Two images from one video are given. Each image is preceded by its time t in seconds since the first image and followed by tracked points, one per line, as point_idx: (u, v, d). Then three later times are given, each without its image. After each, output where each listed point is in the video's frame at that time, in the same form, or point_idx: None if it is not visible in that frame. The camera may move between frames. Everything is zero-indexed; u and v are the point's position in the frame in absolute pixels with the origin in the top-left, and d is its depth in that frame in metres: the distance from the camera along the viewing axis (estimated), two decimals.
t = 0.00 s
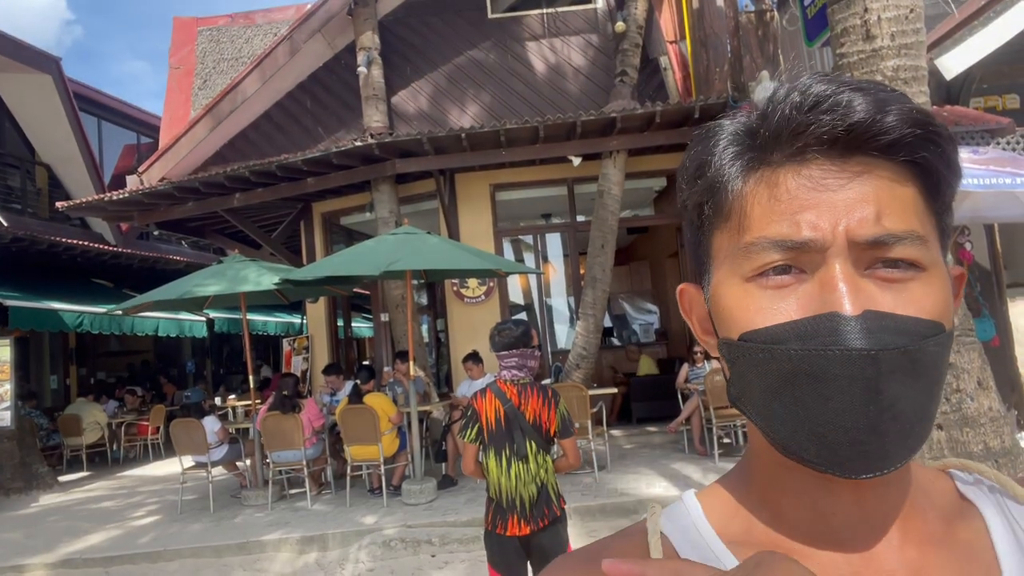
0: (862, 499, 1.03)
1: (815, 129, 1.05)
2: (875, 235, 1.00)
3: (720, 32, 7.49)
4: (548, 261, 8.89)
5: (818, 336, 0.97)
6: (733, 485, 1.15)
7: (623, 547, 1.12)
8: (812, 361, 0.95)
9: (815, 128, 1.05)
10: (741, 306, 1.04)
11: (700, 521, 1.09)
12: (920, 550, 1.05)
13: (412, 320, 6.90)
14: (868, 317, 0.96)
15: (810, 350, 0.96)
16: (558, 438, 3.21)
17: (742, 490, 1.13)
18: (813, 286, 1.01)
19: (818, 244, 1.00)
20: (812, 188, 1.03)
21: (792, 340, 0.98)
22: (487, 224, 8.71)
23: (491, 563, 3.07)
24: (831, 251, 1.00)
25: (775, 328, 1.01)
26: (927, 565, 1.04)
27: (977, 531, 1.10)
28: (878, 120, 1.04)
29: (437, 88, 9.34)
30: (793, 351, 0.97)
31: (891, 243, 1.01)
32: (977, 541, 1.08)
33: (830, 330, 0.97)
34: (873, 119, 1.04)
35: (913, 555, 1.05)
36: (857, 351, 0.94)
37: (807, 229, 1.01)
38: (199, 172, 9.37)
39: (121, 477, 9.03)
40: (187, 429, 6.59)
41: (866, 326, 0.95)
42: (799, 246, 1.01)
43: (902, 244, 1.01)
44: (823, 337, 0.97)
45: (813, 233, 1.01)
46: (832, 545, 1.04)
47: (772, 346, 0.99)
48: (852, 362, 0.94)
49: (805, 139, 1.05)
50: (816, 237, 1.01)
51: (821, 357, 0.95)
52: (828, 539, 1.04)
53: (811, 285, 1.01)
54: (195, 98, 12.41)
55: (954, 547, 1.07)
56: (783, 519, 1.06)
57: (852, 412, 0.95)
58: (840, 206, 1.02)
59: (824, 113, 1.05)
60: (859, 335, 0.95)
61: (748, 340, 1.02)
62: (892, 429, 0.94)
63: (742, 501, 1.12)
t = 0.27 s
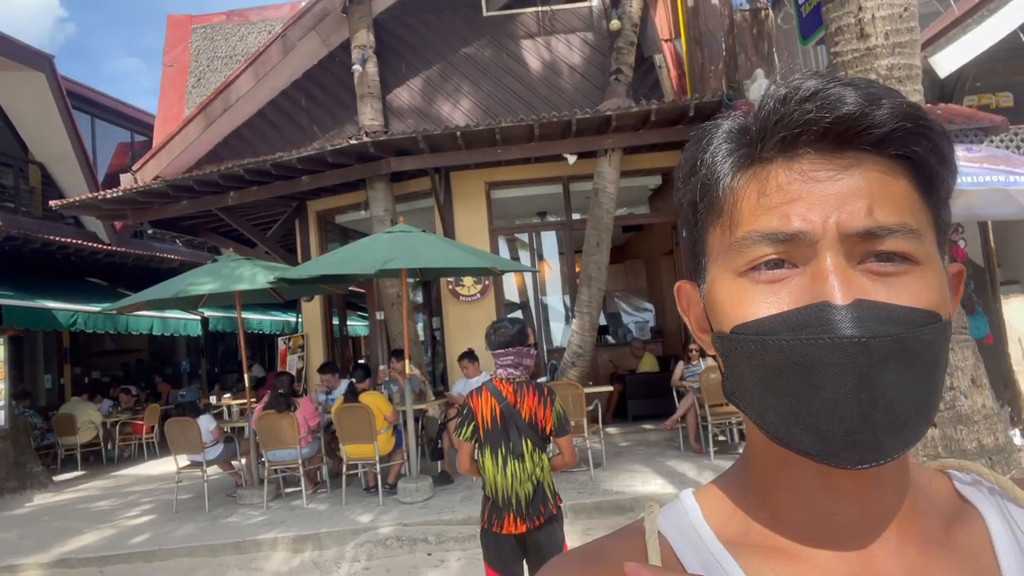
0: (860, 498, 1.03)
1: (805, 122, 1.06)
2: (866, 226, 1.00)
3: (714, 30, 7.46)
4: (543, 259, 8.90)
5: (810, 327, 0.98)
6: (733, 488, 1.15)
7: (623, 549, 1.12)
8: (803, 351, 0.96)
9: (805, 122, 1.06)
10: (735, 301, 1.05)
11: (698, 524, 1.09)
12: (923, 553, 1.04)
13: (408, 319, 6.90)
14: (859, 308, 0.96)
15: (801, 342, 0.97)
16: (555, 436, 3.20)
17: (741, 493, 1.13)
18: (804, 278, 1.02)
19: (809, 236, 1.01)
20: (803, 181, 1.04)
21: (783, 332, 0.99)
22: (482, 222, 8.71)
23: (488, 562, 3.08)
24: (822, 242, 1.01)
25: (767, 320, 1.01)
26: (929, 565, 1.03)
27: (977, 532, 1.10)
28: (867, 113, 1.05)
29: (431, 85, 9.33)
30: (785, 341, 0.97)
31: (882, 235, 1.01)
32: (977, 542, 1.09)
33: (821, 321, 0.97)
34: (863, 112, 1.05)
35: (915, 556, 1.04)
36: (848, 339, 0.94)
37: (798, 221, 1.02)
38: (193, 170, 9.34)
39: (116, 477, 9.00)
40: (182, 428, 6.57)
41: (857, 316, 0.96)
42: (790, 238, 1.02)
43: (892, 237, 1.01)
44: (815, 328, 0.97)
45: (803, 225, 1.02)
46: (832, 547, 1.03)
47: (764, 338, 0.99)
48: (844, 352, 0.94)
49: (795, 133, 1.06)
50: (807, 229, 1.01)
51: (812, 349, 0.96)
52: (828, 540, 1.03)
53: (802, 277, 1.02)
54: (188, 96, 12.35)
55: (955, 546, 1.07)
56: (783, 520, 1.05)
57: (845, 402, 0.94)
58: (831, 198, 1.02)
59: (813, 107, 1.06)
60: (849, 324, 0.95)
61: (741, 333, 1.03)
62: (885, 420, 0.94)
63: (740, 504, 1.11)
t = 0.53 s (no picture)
0: (849, 490, 1.04)
1: (791, 114, 1.07)
2: (854, 213, 1.02)
3: (707, 29, 7.47)
4: (537, 257, 8.91)
5: (799, 313, 0.98)
6: (723, 483, 1.15)
7: (615, 546, 1.12)
8: (794, 338, 0.96)
9: (790, 114, 1.08)
10: (725, 291, 1.06)
11: (689, 518, 1.09)
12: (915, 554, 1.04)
13: (401, 316, 6.88)
14: (847, 293, 0.97)
15: (792, 328, 0.97)
16: (547, 434, 3.21)
17: (731, 488, 1.13)
18: (794, 266, 1.02)
19: (797, 225, 1.02)
20: (792, 171, 1.05)
21: (775, 319, 0.99)
22: (475, 220, 8.70)
23: (480, 559, 3.08)
24: (810, 230, 1.02)
25: (757, 308, 1.01)
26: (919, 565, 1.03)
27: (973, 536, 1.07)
28: (850, 104, 1.07)
29: (424, 82, 9.31)
30: (776, 328, 0.97)
31: (868, 222, 1.02)
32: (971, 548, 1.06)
33: (810, 307, 0.98)
34: (846, 104, 1.07)
35: (904, 554, 1.04)
36: (837, 324, 0.94)
37: (787, 210, 1.03)
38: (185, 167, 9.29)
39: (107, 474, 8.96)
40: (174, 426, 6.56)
41: (846, 301, 0.96)
42: (779, 226, 1.03)
43: (878, 224, 1.02)
44: (805, 314, 0.97)
45: (791, 214, 1.03)
46: (821, 541, 1.04)
47: (755, 325, 0.99)
48: (833, 337, 0.94)
49: (782, 125, 1.08)
50: (796, 218, 1.02)
51: (802, 335, 0.96)
52: (817, 534, 1.04)
53: (792, 265, 1.03)
54: (180, 92, 12.28)
55: (944, 549, 1.05)
56: (773, 514, 1.06)
57: (837, 388, 0.94)
58: (818, 188, 1.03)
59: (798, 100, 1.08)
60: (838, 309, 0.96)
61: (732, 323, 1.03)
62: (876, 404, 0.94)
63: (731, 499, 1.12)
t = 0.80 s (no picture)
0: (852, 497, 1.04)
1: (794, 117, 1.08)
2: (857, 218, 1.02)
3: (701, 27, 7.47)
4: (530, 254, 8.91)
5: (799, 323, 0.98)
6: (723, 485, 1.15)
7: (618, 546, 1.12)
8: (794, 350, 0.96)
9: (792, 117, 1.08)
10: (726, 298, 1.06)
11: (691, 518, 1.09)
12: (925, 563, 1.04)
13: (393, 313, 6.86)
14: (848, 303, 0.97)
15: (793, 337, 0.97)
16: (540, 432, 3.21)
17: (732, 489, 1.13)
18: (794, 273, 1.03)
19: (798, 231, 1.02)
20: (793, 176, 1.05)
21: (775, 329, 0.99)
22: (469, 217, 8.70)
23: (472, 557, 3.08)
24: (812, 236, 1.02)
25: (757, 316, 1.02)
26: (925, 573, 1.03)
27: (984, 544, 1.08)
28: (854, 106, 1.07)
29: (418, 79, 9.28)
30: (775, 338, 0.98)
31: (870, 228, 1.02)
32: (982, 555, 1.06)
33: (811, 316, 0.98)
34: (850, 104, 1.07)
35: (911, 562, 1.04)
36: (838, 337, 0.95)
37: (787, 216, 1.03)
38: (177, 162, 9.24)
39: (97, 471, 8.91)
40: (165, 423, 6.54)
41: (846, 311, 0.97)
42: (781, 233, 1.03)
43: (880, 230, 1.02)
44: (805, 324, 0.98)
45: (792, 220, 1.03)
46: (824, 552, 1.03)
47: (755, 334, 1.00)
48: (833, 348, 0.94)
49: (784, 128, 1.08)
50: (796, 224, 1.02)
51: (803, 345, 0.96)
52: (821, 542, 1.04)
53: (793, 271, 1.03)
54: (172, 87, 12.20)
55: (951, 555, 1.06)
56: (775, 520, 1.06)
57: (837, 400, 0.95)
58: (821, 192, 1.03)
59: (801, 101, 1.08)
60: (839, 320, 0.96)
61: (732, 331, 1.03)
62: (876, 416, 0.94)
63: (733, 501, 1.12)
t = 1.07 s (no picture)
0: (852, 486, 1.05)
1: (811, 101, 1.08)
2: (870, 208, 1.03)
3: (696, 26, 7.49)
4: (524, 252, 8.93)
5: (807, 309, 1.00)
6: (724, 469, 1.16)
7: (612, 527, 1.13)
8: (801, 335, 0.98)
9: (807, 101, 1.08)
10: (733, 281, 1.07)
11: (688, 502, 1.11)
12: (924, 552, 1.06)
13: (387, 309, 6.85)
14: (857, 291, 0.99)
15: (799, 324, 0.99)
16: (532, 427, 3.22)
17: (731, 473, 1.15)
18: (804, 260, 1.04)
19: (811, 218, 1.03)
20: (805, 162, 1.06)
21: (782, 315, 1.01)
22: (463, 213, 8.70)
23: (464, 552, 3.10)
24: (823, 224, 1.03)
25: (765, 300, 1.03)
26: (923, 560, 1.05)
27: (986, 535, 1.11)
28: (871, 93, 1.08)
29: (414, 75, 9.27)
30: (783, 323, 1.00)
31: (883, 219, 1.03)
32: (980, 544, 1.09)
33: (819, 303, 1.00)
34: (867, 90, 1.08)
35: (910, 550, 1.06)
36: (845, 323, 0.96)
37: (800, 203, 1.04)
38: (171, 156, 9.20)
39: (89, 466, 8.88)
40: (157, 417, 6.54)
41: (856, 300, 0.98)
42: (792, 220, 1.04)
43: (893, 221, 1.03)
44: (813, 311, 0.99)
45: (805, 207, 1.04)
46: (822, 537, 1.05)
47: (762, 319, 1.01)
48: (841, 335, 0.96)
49: (799, 113, 1.08)
50: (809, 212, 1.03)
51: (811, 330, 0.98)
52: (819, 528, 1.05)
53: (802, 258, 1.04)
54: (166, 81, 12.16)
55: (948, 543, 1.09)
56: (771, 504, 1.07)
57: (841, 387, 0.97)
58: (834, 179, 1.04)
59: (818, 86, 1.09)
60: (848, 307, 0.97)
61: (737, 314, 1.05)
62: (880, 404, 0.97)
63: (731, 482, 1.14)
